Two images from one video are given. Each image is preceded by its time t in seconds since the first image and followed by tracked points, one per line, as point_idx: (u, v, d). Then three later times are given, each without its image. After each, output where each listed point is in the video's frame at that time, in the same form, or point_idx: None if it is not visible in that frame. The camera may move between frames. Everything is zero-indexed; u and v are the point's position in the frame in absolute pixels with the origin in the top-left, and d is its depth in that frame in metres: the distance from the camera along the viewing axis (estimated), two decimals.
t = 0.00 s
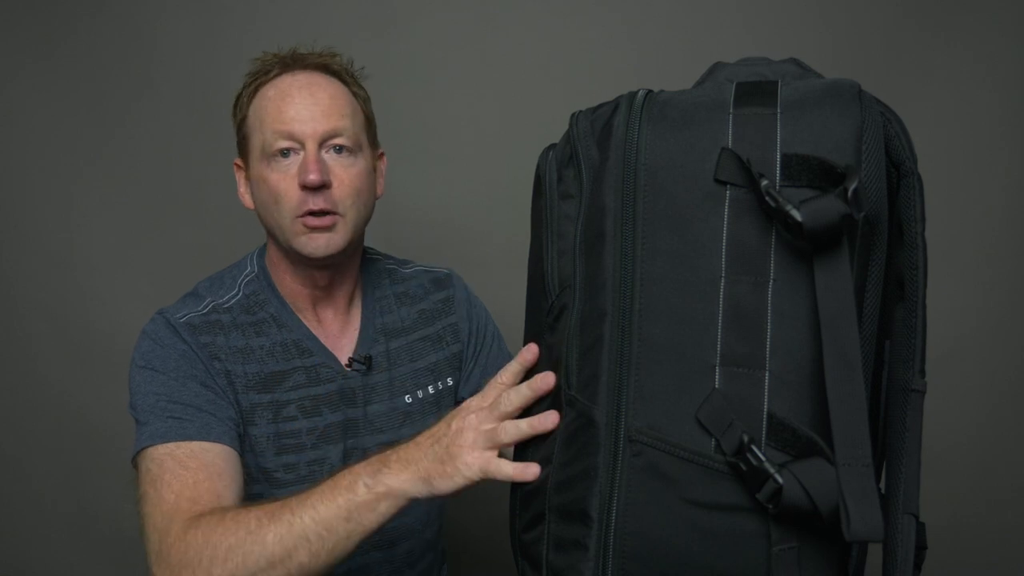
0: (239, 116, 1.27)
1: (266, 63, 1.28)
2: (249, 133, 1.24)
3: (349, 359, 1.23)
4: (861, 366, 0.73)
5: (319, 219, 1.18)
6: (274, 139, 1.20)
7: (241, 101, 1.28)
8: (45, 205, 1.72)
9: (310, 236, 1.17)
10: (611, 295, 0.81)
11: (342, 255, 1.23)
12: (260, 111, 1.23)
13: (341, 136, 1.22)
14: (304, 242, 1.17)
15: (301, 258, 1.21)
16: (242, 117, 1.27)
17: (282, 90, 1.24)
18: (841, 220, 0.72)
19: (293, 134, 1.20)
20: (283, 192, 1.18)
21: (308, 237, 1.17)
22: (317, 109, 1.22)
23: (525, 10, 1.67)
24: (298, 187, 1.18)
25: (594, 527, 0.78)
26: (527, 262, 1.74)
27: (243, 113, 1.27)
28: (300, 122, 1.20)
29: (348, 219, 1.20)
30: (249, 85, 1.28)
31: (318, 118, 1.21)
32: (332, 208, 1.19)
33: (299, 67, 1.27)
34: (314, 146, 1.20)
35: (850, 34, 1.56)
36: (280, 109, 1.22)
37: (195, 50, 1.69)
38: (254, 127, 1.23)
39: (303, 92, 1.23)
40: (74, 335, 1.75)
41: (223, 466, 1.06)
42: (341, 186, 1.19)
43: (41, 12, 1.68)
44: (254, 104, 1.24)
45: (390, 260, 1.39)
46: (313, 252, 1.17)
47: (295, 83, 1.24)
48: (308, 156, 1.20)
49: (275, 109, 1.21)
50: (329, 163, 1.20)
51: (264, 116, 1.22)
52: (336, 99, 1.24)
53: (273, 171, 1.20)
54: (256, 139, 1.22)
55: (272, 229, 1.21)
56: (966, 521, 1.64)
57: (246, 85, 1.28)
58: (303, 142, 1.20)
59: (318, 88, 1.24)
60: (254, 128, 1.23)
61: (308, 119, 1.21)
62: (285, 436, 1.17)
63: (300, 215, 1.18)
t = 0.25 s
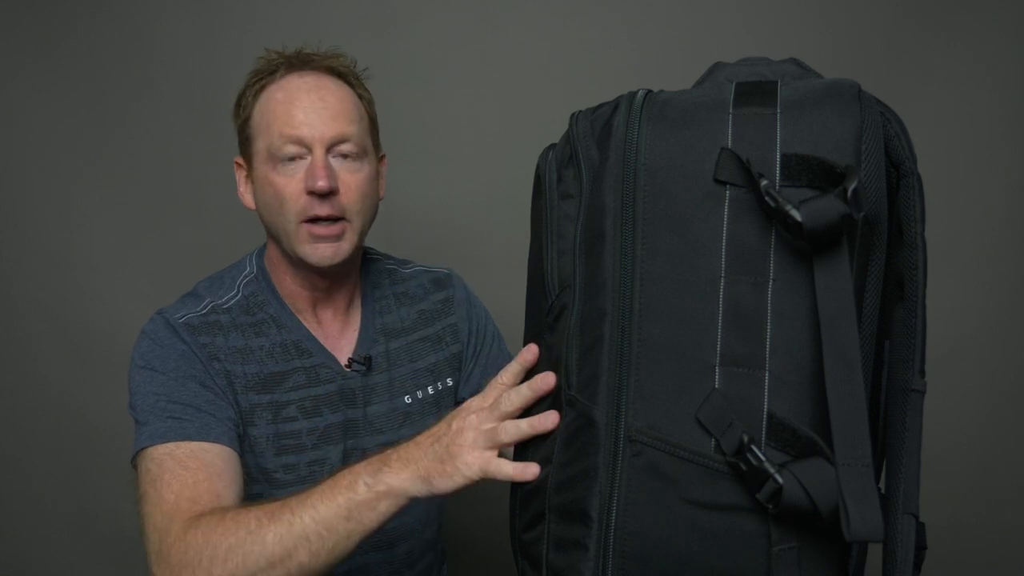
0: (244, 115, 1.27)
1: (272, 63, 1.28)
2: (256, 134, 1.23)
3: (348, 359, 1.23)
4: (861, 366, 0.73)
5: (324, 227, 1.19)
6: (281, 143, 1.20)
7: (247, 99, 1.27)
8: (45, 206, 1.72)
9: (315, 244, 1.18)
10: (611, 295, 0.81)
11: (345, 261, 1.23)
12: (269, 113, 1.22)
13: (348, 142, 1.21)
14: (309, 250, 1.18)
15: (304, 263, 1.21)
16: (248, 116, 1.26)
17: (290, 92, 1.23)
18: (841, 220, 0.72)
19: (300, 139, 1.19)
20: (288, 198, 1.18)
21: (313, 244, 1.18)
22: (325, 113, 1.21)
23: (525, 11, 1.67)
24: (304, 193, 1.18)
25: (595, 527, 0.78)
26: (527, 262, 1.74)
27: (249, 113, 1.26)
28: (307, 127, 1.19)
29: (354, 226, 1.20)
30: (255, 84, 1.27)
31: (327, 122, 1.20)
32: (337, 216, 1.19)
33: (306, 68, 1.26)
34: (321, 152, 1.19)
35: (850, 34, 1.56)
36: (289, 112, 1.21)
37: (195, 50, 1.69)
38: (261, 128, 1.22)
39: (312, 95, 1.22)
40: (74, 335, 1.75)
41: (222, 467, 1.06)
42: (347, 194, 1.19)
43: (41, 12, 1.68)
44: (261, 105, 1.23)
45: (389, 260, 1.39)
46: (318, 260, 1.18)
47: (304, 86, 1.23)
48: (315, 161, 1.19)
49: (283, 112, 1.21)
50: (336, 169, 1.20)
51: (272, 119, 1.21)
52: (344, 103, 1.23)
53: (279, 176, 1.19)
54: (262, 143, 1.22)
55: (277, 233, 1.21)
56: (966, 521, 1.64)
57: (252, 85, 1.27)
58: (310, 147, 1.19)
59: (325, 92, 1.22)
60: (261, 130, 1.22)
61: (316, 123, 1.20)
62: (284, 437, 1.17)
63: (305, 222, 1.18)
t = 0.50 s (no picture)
0: (264, 114, 1.24)
1: (295, 63, 1.26)
2: (286, 133, 1.21)
3: (347, 359, 1.23)
4: (861, 366, 0.73)
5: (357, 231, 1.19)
6: (320, 147, 1.18)
7: (269, 98, 1.24)
8: (45, 206, 1.72)
9: (347, 247, 1.19)
10: (611, 296, 0.81)
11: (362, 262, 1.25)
12: (303, 114, 1.20)
13: (381, 150, 1.22)
14: (342, 253, 1.19)
15: (328, 265, 1.21)
16: (271, 115, 1.23)
17: (326, 95, 1.21)
18: (841, 220, 0.72)
19: (340, 143, 1.18)
20: (326, 201, 1.18)
21: (345, 248, 1.19)
22: (363, 120, 1.20)
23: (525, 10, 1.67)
24: (344, 198, 1.17)
25: (595, 527, 0.78)
26: (527, 262, 1.74)
27: (272, 112, 1.23)
28: (347, 132, 1.18)
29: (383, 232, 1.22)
30: (278, 83, 1.24)
31: (366, 128, 1.20)
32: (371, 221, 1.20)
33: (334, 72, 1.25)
34: (360, 157, 1.19)
35: (849, 34, 1.56)
36: (327, 115, 1.19)
37: (195, 50, 1.69)
38: (293, 128, 1.20)
39: (349, 100, 1.21)
40: (74, 335, 1.75)
41: (220, 466, 1.06)
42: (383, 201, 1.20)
43: (41, 12, 1.68)
44: (293, 105, 1.21)
45: (388, 260, 1.38)
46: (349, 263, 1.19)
47: (340, 90, 1.22)
48: (354, 167, 1.19)
49: (321, 115, 1.19)
50: (372, 176, 1.20)
51: (309, 122, 1.19)
52: (375, 110, 1.23)
53: (315, 179, 1.18)
54: (294, 144, 1.20)
55: (303, 235, 1.20)
56: (966, 521, 1.64)
57: (276, 81, 1.25)
58: (348, 152, 1.18)
59: (360, 99, 1.22)
60: (293, 130, 1.20)
61: (355, 129, 1.19)
62: (283, 438, 1.17)
63: (340, 226, 1.18)
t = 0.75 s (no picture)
0: (273, 110, 1.24)
1: (303, 61, 1.27)
2: (296, 128, 1.21)
3: (350, 357, 1.23)
4: (861, 366, 0.73)
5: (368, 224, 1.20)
6: (331, 142, 1.18)
7: (278, 94, 1.24)
8: (45, 206, 1.72)
9: (358, 240, 1.19)
10: (612, 295, 0.81)
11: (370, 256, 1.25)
12: (313, 110, 1.20)
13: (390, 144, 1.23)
14: (353, 246, 1.19)
15: (338, 259, 1.21)
16: (279, 111, 1.23)
17: (335, 91, 1.22)
18: (842, 220, 0.72)
19: (351, 138, 1.18)
20: (338, 195, 1.17)
21: (357, 241, 1.19)
22: (374, 115, 1.21)
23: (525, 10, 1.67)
24: (356, 191, 1.18)
25: (595, 527, 0.78)
26: (527, 261, 1.74)
27: (281, 108, 1.23)
28: (358, 127, 1.19)
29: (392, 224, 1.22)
30: (287, 80, 1.25)
31: (376, 124, 1.21)
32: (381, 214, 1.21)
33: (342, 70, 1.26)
34: (371, 152, 1.20)
35: (849, 34, 1.56)
36: (338, 111, 1.20)
37: (195, 50, 1.69)
38: (304, 123, 1.20)
39: (359, 96, 1.21)
40: (74, 335, 1.74)
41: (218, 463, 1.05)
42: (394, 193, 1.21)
43: (41, 12, 1.67)
44: (303, 100, 1.21)
45: (387, 259, 1.38)
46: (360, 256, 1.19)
47: (350, 85, 1.22)
48: (365, 161, 1.19)
49: (332, 110, 1.20)
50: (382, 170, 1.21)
51: (319, 117, 1.20)
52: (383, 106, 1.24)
53: (326, 173, 1.18)
54: (304, 139, 1.20)
55: (313, 229, 1.20)
56: (966, 520, 1.64)
57: (285, 79, 1.25)
58: (360, 146, 1.19)
59: (370, 97, 1.23)
60: (303, 126, 1.20)
61: (366, 124, 1.20)
62: (285, 437, 1.16)
63: (351, 218, 1.18)
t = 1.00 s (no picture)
0: (270, 106, 1.24)
1: (300, 59, 1.28)
2: (293, 124, 1.21)
3: (349, 352, 1.23)
4: (861, 366, 0.73)
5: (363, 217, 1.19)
6: (328, 136, 1.19)
7: (275, 91, 1.24)
8: (45, 206, 1.72)
9: (353, 233, 1.18)
10: (610, 295, 0.81)
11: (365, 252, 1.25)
12: (310, 106, 1.21)
13: (385, 141, 1.24)
14: (348, 238, 1.18)
15: (332, 252, 1.21)
16: (277, 107, 1.23)
17: (333, 88, 1.23)
18: (841, 220, 0.72)
19: (348, 133, 1.19)
20: (335, 187, 1.17)
21: (351, 233, 1.18)
22: (370, 112, 1.22)
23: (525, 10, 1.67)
24: (352, 184, 1.18)
25: (594, 527, 0.78)
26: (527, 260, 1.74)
27: (279, 105, 1.23)
28: (355, 122, 1.20)
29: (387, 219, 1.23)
30: (284, 77, 1.25)
31: (372, 120, 1.22)
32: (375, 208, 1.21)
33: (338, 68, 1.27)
34: (367, 147, 1.20)
35: (849, 33, 1.57)
36: (335, 106, 1.20)
37: (195, 50, 1.69)
38: (301, 119, 1.21)
39: (356, 92, 1.22)
40: (74, 335, 1.75)
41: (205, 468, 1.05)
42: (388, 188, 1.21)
43: (41, 12, 1.68)
44: (300, 97, 1.22)
45: (386, 257, 1.38)
46: (354, 249, 1.19)
47: (346, 83, 1.23)
48: (362, 156, 1.20)
49: (329, 106, 1.20)
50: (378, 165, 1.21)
51: (316, 113, 1.20)
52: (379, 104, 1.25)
53: (323, 167, 1.18)
54: (302, 134, 1.20)
55: (309, 222, 1.19)
56: (966, 520, 1.64)
57: (283, 76, 1.25)
58: (357, 141, 1.20)
59: (368, 94, 1.24)
60: (301, 122, 1.21)
61: (363, 119, 1.21)
62: (283, 433, 1.17)
63: (347, 211, 1.18)
